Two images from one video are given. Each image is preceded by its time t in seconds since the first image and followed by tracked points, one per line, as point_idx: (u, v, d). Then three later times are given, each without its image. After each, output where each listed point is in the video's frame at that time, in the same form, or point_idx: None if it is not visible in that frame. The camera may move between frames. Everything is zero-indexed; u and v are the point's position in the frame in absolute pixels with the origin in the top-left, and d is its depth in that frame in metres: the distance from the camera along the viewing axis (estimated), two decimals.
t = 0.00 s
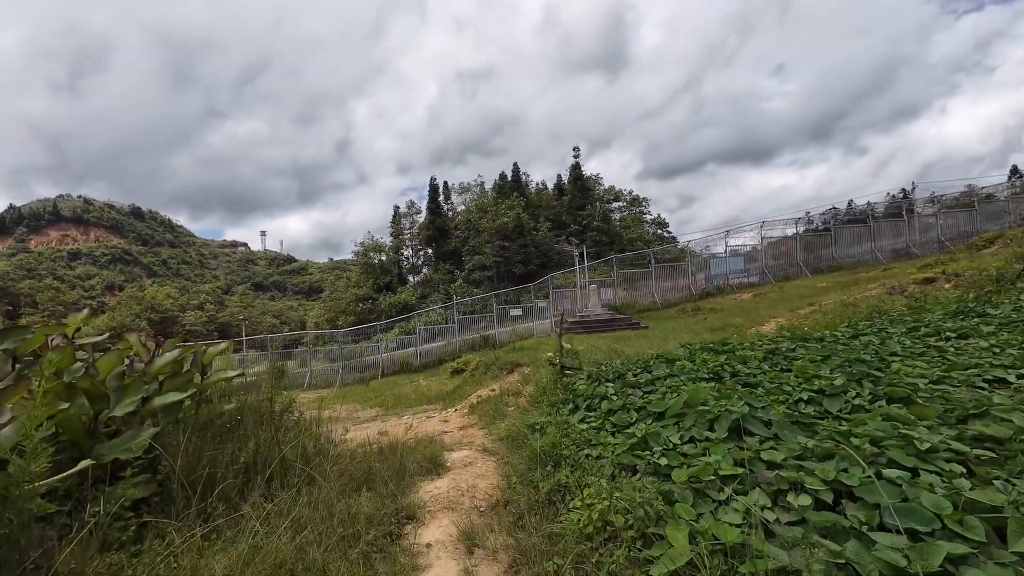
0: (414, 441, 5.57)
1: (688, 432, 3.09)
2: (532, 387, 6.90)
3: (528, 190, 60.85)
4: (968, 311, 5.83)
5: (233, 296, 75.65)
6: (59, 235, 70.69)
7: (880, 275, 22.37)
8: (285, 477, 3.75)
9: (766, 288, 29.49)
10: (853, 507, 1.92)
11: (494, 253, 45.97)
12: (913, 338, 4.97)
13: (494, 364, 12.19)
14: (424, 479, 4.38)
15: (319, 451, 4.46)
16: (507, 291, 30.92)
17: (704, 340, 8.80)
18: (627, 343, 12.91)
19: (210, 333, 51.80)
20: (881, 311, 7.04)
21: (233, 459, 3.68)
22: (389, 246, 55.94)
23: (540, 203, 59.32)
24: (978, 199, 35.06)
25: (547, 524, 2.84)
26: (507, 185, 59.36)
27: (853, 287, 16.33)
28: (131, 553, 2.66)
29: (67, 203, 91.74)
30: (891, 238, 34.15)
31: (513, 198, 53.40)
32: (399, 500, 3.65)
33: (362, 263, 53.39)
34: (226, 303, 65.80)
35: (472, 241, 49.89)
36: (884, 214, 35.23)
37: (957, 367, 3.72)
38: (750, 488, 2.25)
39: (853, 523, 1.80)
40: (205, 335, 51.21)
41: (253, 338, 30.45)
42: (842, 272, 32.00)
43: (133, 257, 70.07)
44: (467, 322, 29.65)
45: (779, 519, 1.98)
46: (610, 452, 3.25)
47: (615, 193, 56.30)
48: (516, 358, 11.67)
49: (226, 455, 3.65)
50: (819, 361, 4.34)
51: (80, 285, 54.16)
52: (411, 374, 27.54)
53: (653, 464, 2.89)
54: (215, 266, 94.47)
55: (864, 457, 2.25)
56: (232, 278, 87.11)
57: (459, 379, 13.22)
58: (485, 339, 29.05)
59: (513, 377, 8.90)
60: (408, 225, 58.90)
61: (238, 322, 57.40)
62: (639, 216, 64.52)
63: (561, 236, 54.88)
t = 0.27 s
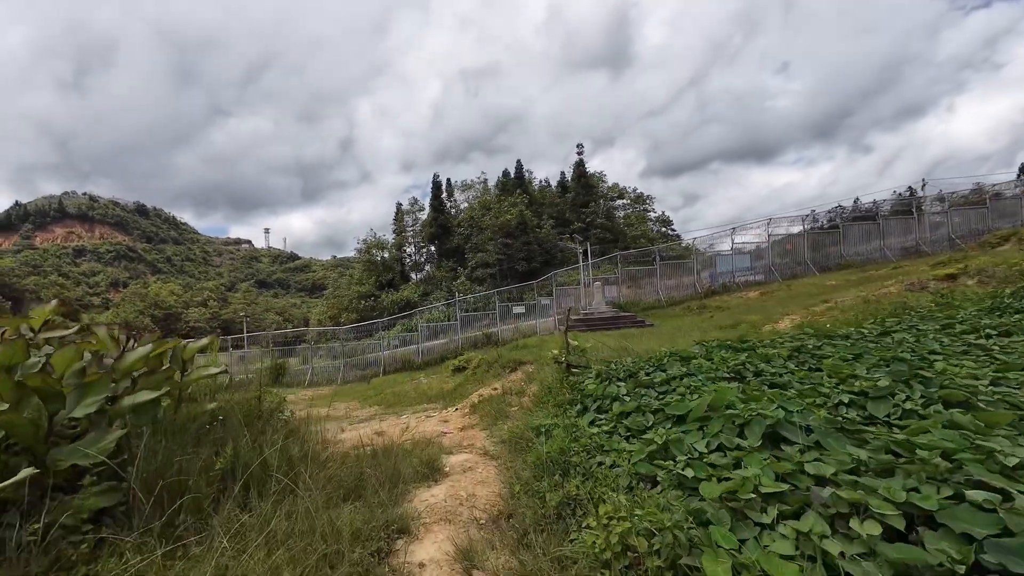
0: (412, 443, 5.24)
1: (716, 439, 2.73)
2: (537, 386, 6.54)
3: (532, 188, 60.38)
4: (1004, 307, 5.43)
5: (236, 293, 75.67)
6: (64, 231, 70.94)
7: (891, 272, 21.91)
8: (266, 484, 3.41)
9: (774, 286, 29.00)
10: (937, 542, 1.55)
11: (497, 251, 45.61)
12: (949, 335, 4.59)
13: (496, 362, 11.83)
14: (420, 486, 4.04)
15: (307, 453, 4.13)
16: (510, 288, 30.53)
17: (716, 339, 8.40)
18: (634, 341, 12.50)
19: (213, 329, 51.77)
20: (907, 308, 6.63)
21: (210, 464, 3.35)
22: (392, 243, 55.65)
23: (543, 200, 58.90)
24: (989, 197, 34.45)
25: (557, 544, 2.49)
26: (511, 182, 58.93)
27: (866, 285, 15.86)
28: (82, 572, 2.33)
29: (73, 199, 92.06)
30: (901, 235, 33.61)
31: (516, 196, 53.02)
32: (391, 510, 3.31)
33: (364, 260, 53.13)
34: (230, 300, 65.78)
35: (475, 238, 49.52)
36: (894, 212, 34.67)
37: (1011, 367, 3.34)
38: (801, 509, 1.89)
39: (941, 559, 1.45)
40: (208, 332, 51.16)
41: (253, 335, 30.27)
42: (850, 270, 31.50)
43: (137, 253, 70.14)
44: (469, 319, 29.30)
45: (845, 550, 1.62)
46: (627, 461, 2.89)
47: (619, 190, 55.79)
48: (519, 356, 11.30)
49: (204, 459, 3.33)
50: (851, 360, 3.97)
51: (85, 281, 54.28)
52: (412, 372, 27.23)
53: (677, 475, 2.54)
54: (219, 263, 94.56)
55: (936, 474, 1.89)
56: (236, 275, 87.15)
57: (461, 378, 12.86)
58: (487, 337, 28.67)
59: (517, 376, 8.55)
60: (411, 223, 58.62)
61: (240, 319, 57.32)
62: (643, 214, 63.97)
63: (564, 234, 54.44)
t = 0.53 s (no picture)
0: (409, 450, 4.88)
1: (753, 456, 2.37)
2: (542, 389, 6.17)
3: (535, 185, 59.98)
4: None
5: (238, 290, 75.62)
6: (69, 229, 71.31)
7: (903, 271, 21.49)
8: (242, 501, 3.06)
9: (782, 285, 28.55)
10: None
11: (499, 249, 45.27)
12: (992, 336, 4.21)
13: (498, 361, 11.47)
14: (417, 499, 3.69)
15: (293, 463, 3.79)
16: (512, 286, 30.16)
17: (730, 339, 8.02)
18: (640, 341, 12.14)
19: (216, 327, 51.74)
20: (938, 307, 6.22)
21: (181, 477, 3.01)
22: (394, 241, 55.36)
23: (546, 198, 58.48)
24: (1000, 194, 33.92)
25: None
26: (513, 180, 58.55)
27: (879, 283, 15.44)
28: None
29: (77, 197, 92.29)
30: (910, 233, 33.12)
31: (518, 193, 52.66)
32: (381, 533, 2.95)
33: (367, 258, 52.91)
34: (233, 298, 65.77)
35: (477, 236, 49.14)
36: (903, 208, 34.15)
37: None
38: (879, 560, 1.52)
39: None
40: (210, 329, 51.12)
41: (254, 333, 30.03)
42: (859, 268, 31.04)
43: (141, 251, 70.21)
44: (472, 318, 28.98)
45: None
46: (648, 484, 2.52)
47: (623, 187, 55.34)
48: (522, 355, 10.93)
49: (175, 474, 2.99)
50: (890, 364, 3.60)
51: (90, 279, 54.36)
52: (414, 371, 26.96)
53: (709, 500, 2.18)
54: (222, 261, 94.64)
55: None
56: (239, 273, 87.13)
57: (462, 377, 12.51)
58: (490, 335, 28.30)
59: (521, 376, 8.18)
60: (413, 221, 58.35)
61: (243, 317, 57.28)
62: (647, 212, 63.46)
63: (567, 232, 54.03)
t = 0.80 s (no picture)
0: (407, 458, 4.52)
1: (805, 476, 2.02)
2: (549, 391, 5.81)
3: (537, 183, 59.58)
4: None
5: (240, 289, 75.58)
6: (72, 227, 71.50)
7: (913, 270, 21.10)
8: (216, 519, 2.73)
9: (788, 283, 28.15)
10: None
11: (501, 247, 44.94)
12: None
13: (501, 361, 11.09)
14: (412, 515, 3.33)
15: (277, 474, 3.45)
16: (515, 285, 29.82)
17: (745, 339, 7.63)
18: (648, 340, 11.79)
19: (217, 326, 51.61)
20: (973, 304, 5.80)
21: (147, 493, 2.68)
22: (396, 239, 55.11)
23: (548, 196, 58.13)
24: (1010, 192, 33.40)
25: None
26: (516, 178, 58.16)
27: (893, 281, 15.01)
28: None
29: (80, 195, 92.44)
30: (918, 231, 32.68)
31: (521, 191, 52.31)
32: (370, 556, 2.61)
33: (368, 256, 52.65)
34: (234, 296, 65.69)
35: (479, 234, 48.82)
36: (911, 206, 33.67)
37: None
38: None
39: None
40: (212, 328, 51.04)
41: (254, 331, 29.78)
42: (867, 266, 30.59)
43: (144, 250, 70.23)
44: (474, 316, 28.67)
45: None
46: (680, 505, 2.17)
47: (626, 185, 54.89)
48: (526, 354, 10.55)
49: (140, 490, 2.65)
50: (941, 367, 3.23)
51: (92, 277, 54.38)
52: (415, 369, 26.66)
53: (760, 531, 1.82)
54: (224, 259, 94.63)
55: None
56: (241, 271, 87.08)
57: (464, 377, 12.15)
58: (492, 334, 27.99)
59: (526, 376, 7.80)
60: (415, 219, 58.08)
61: (245, 315, 57.14)
62: (650, 210, 63.02)
63: (570, 230, 53.68)
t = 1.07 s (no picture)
0: (404, 470, 4.09)
1: (900, 513, 1.61)
2: (558, 393, 5.38)
3: (539, 181, 59.08)
4: None
5: (241, 287, 75.33)
6: (72, 226, 71.40)
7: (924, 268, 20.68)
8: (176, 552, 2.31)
9: (795, 282, 27.70)
10: None
11: (503, 245, 44.54)
12: None
13: (504, 360, 10.67)
14: (409, 541, 2.90)
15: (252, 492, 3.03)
16: (516, 283, 29.39)
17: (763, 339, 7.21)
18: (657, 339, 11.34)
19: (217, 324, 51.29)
20: (1017, 300, 5.35)
21: (95, 521, 2.27)
22: (396, 238, 54.74)
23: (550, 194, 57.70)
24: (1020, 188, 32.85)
25: None
26: (517, 176, 57.69)
27: (906, 279, 14.59)
28: None
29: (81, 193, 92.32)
30: (926, 229, 32.20)
31: (522, 189, 51.89)
32: None
33: (368, 254, 52.23)
34: (235, 295, 65.38)
35: (480, 232, 48.40)
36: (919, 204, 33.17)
37: None
38: None
39: None
40: (212, 326, 50.79)
41: (252, 329, 29.37)
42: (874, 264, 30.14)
43: (144, 248, 69.93)
44: (475, 315, 28.24)
45: None
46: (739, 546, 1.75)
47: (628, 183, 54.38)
48: (531, 353, 10.11)
49: (84, 518, 2.24)
50: None
51: (93, 275, 54.18)
52: (416, 369, 26.26)
53: None
54: (225, 258, 94.39)
55: None
56: (242, 269, 86.83)
57: (467, 377, 11.72)
58: (493, 333, 27.58)
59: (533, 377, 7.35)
60: (415, 217, 57.69)
61: (245, 313, 56.82)
62: (652, 208, 62.53)
63: (572, 228, 53.24)
